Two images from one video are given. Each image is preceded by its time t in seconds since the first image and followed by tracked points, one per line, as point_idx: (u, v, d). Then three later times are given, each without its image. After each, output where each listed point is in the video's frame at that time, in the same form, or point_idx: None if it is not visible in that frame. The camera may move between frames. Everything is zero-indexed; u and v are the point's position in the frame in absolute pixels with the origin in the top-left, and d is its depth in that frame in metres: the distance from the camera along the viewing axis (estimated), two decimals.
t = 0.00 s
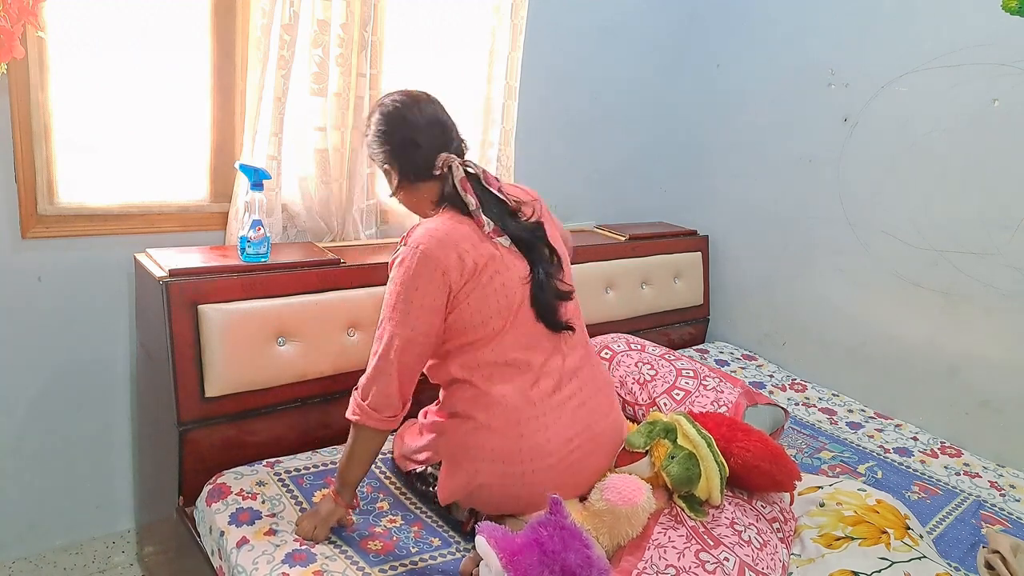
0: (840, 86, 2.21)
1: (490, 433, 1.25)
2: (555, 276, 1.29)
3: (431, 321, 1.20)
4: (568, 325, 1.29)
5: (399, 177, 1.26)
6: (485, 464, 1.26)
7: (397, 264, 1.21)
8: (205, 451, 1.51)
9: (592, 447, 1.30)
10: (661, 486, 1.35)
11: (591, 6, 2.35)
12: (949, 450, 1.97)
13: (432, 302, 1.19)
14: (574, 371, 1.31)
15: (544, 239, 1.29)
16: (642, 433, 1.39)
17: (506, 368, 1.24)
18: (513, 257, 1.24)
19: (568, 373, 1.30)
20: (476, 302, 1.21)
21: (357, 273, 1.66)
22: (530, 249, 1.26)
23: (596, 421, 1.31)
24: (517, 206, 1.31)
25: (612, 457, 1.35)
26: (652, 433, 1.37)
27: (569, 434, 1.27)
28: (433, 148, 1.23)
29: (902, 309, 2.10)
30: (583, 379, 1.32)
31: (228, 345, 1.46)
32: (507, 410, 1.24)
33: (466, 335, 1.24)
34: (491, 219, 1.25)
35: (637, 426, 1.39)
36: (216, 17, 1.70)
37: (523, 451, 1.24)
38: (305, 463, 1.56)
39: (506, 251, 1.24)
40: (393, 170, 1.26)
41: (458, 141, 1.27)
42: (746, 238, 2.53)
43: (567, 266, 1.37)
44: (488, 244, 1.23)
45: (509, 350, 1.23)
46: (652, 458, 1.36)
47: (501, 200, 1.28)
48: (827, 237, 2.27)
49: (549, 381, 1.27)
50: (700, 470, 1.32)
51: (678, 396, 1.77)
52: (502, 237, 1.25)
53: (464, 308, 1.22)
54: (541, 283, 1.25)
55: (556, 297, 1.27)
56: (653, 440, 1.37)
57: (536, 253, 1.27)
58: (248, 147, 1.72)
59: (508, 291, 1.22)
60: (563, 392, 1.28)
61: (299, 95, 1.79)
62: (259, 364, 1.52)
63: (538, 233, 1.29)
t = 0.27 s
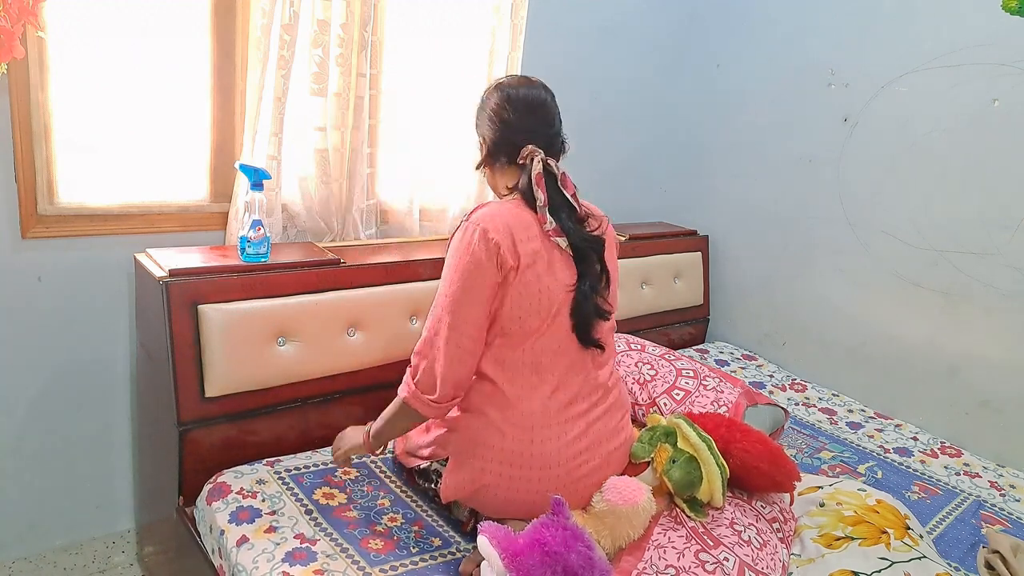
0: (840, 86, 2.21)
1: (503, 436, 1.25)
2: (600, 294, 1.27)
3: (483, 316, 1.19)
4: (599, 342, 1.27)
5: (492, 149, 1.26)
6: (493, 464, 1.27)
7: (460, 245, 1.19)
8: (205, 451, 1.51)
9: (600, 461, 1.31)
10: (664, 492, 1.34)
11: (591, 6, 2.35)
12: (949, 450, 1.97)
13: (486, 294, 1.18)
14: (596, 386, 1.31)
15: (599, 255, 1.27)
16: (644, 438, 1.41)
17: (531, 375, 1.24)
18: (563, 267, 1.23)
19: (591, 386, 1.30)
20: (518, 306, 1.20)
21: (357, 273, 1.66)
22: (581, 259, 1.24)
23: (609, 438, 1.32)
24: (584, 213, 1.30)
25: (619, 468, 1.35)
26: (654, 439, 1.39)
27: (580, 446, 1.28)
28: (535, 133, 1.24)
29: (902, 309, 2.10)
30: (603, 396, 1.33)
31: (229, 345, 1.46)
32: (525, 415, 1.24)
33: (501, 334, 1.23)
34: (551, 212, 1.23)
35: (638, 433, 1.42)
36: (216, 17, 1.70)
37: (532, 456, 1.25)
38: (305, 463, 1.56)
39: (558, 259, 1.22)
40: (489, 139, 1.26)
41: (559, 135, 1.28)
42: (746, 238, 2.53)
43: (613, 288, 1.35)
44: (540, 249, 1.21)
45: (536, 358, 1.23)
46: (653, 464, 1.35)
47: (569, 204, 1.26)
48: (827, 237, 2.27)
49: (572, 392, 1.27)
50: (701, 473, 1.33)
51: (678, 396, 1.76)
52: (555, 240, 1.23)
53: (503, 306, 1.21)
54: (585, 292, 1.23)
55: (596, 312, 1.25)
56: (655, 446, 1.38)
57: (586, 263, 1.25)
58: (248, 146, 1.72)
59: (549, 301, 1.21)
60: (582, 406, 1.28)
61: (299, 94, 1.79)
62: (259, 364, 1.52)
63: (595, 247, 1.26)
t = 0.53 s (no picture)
0: (840, 86, 2.21)
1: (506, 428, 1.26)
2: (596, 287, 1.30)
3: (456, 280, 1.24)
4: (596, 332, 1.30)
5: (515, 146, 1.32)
6: (496, 457, 1.28)
7: (445, 218, 1.26)
8: (205, 451, 1.51)
9: (600, 459, 1.31)
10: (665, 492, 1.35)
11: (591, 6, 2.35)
12: (949, 450, 1.97)
13: (465, 263, 1.23)
14: (597, 384, 1.33)
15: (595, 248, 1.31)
16: (645, 438, 1.41)
17: (532, 366, 1.25)
18: (557, 257, 1.26)
19: (590, 383, 1.32)
20: (514, 291, 1.23)
21: (358, 273, 1.66)
22: (576, 251, 1.28)
23: (610, 436, 1.33)
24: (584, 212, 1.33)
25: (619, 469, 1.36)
26: (654, 439, 1.39)
27: (581, 443, 1.28)
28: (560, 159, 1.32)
29: (902, 309, 2.10)
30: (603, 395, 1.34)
31: (228, 345, 1.47)
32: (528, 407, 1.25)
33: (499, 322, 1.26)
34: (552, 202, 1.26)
35: (640, 434, 1.42)
36: (216, 17, 1.70)
37: (534, 450, 1.26)
38: (306, 463, 1.56)
39: (553, 247, 1.26)
40: (515, 138, 1.32)
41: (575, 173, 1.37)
42: (746, 238, 2.53)
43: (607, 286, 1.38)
44: (537, 237, 1.24)
45: (538, 350, 1.24)
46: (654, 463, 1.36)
47: (572, 202, 1.30)
48: (827, 237, 2.27)
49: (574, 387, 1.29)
50: (702, 472, 1.32)
51: (678, 396, 1.76)
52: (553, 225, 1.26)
53: (501, 294, 1.24)
54: (579, 281, 1.26)
55: (592, 301, 1.28)
56: (655, 446, 1.38)
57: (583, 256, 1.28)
58: (248, 146, 1.72)
59: (545, 290, 1.24)
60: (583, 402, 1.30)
61: (298, 94, 1.79)
62: (259, 364, 1.52)
63: (592, 239, 1.30)
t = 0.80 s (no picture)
0: (839, 86, 2.21)
1: (490, 386, 1.28)
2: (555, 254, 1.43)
3: (422, 264, 1.41)
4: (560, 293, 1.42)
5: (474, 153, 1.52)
6: (483, 419, 1.28)
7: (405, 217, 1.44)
8: (205, 451, 1.51)
9: (583, 414, 1.37)
10: (661, 484, 1.37)
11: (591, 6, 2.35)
12: (949, 450, 1.97)
13: (425, 245, 1.39)
14: (569, 344, 1.42)
15: (548, 219, 1.45)
16: (644, 429, 1.42)
17: (507, 321, 1.33)
18: (513, 227, 1.41)
19: (563, 343, 1.41)
20: (479, 257, 1.36)
21: (358, 273, 1.66)
22: (531, 222, 1.42)
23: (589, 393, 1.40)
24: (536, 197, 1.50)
25: (605, 431, 1.42)
26: (653, 430, 1.41)
27: (563, 396, 1.35)
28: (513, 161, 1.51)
29: (903, 309, 2.10)
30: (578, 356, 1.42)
31: (228, 344, 1.46)
32: (508, 360, 1.30)
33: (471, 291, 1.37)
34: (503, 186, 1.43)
35: (638, 422, 1.44)
36: (216, 17, 1.70)
37: (520, 402, 1.29)
38: (306, 462, 1.56)
39: (508, 217, 1.41)
40: (474, 147, 1.52)
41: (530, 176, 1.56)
42: (746, 238, 2.53)
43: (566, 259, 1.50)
44: (491, 211, 1.39)
45: (509, 305, 1.35)
46: (652, 452, 1.38)
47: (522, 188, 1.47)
48: (827, 237, 2.27)
49: (548, 344, 1.37)
50: (701, 467, 1.32)
51: (678, 396, 1.76)
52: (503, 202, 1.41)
53: (468, 263, 1.36)
54: (535, 244, 1.39)
55: (551, 266, 1.40)
56: (654, 437, 1.40)
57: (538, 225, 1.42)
58: (248, 147, 1.72)
59: (506, 254, 1.37)
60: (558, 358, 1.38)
61: (298, 94, 1.79)
62: (259, 363, 1.52)
63: (544, 212, 1.45)
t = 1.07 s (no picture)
0: (839, 86, 2.21)
1: (490, 420, 1.27)
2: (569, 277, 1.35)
3: (431, 274, 1.37)
4: (572, 322, 1.34)
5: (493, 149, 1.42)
6: (483, 450, 1.27)
7: (420, 220, 1.39)
8: (205, 451, 1.51)
9: (587, 449, 1.33)
10: (662, 488, 1.35)
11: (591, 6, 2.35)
12: (949, 450, 1.97)
13: (433, 257, 1.35)
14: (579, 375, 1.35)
15: (565, 240, 1.37)
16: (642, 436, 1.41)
17: (511, 353, 1.28)
18: (527, 248, 1.32)
19: (572, 373, 1.35)
20: (486, 282, 1.30)
21: (357, 273, 1.66)
22: (546, 243, 1.33)
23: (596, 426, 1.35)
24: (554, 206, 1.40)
25: (610, 457, 1.38)
26: (653, 436, 1.40)
27: (567, 432, 1.30)
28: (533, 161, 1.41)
29: (902, 308, 2.10)
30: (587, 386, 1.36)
31: (227, 344, 1.47)
32: (509, 395, 1.27)
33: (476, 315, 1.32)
34: (519, 198, 1.33)
35: (637, 431, 1.42)
36: (216, 17, 1.70)
37: (520, 440, 1.27)
38: (306, 463, 1.56)
39: (523, 239, 1.32)
40: (493, 143, 1.42)
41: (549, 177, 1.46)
42: (745, 238, 2.53)
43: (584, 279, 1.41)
44: (505, 232, 1.31)
45: (514, 338, 1.29)
46: (652, 460, 1.37)
47: (541, 198, 1.36)
48: (827, 237, 2.27)
49: (555, 376, 1.31)
50: (701, 471, 1.32)
51: (678, 396, 1.76)
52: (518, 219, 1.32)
53: (475, 286, 1.31)
54: (547, 271, 1.31)
55: (563, 292, 1.33)
56: (653, 443, 1.39)
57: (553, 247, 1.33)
58: (248, 146, 1.72)
59: (516, 281, 1.30)
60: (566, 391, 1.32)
61: (298, 94, 1.79)
62: (259, 364, 1.52)
63: (561, 232, 1.36)
